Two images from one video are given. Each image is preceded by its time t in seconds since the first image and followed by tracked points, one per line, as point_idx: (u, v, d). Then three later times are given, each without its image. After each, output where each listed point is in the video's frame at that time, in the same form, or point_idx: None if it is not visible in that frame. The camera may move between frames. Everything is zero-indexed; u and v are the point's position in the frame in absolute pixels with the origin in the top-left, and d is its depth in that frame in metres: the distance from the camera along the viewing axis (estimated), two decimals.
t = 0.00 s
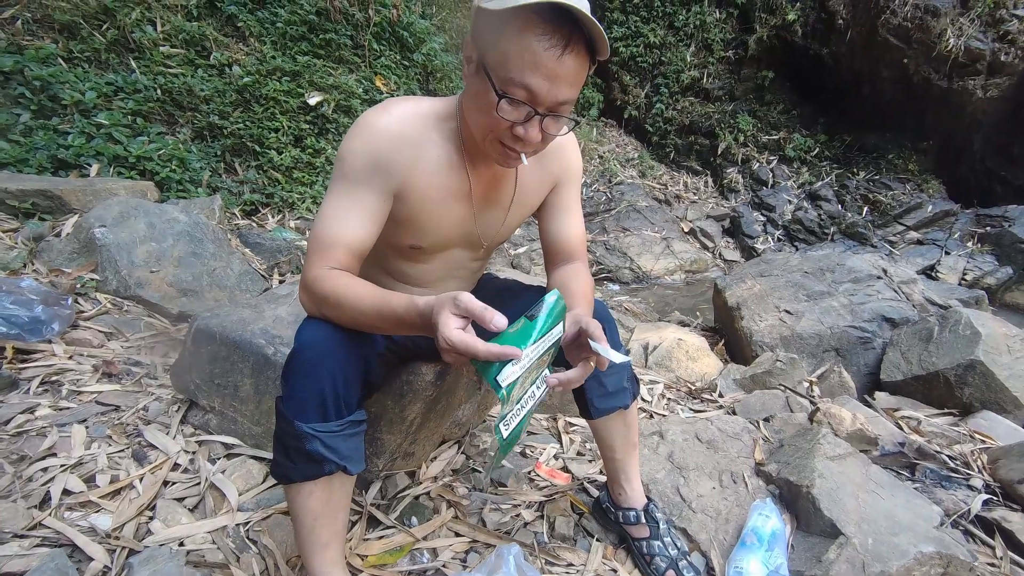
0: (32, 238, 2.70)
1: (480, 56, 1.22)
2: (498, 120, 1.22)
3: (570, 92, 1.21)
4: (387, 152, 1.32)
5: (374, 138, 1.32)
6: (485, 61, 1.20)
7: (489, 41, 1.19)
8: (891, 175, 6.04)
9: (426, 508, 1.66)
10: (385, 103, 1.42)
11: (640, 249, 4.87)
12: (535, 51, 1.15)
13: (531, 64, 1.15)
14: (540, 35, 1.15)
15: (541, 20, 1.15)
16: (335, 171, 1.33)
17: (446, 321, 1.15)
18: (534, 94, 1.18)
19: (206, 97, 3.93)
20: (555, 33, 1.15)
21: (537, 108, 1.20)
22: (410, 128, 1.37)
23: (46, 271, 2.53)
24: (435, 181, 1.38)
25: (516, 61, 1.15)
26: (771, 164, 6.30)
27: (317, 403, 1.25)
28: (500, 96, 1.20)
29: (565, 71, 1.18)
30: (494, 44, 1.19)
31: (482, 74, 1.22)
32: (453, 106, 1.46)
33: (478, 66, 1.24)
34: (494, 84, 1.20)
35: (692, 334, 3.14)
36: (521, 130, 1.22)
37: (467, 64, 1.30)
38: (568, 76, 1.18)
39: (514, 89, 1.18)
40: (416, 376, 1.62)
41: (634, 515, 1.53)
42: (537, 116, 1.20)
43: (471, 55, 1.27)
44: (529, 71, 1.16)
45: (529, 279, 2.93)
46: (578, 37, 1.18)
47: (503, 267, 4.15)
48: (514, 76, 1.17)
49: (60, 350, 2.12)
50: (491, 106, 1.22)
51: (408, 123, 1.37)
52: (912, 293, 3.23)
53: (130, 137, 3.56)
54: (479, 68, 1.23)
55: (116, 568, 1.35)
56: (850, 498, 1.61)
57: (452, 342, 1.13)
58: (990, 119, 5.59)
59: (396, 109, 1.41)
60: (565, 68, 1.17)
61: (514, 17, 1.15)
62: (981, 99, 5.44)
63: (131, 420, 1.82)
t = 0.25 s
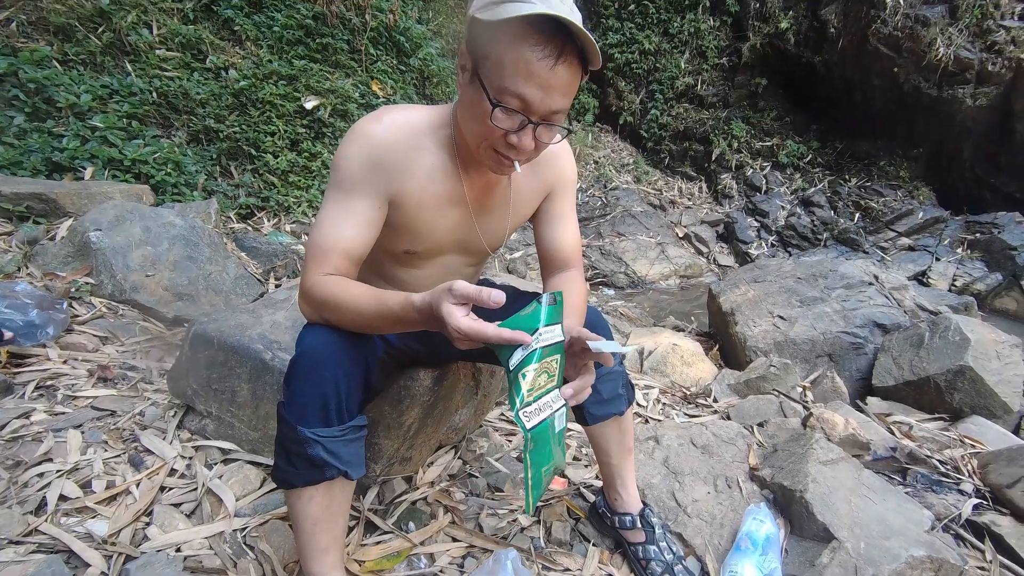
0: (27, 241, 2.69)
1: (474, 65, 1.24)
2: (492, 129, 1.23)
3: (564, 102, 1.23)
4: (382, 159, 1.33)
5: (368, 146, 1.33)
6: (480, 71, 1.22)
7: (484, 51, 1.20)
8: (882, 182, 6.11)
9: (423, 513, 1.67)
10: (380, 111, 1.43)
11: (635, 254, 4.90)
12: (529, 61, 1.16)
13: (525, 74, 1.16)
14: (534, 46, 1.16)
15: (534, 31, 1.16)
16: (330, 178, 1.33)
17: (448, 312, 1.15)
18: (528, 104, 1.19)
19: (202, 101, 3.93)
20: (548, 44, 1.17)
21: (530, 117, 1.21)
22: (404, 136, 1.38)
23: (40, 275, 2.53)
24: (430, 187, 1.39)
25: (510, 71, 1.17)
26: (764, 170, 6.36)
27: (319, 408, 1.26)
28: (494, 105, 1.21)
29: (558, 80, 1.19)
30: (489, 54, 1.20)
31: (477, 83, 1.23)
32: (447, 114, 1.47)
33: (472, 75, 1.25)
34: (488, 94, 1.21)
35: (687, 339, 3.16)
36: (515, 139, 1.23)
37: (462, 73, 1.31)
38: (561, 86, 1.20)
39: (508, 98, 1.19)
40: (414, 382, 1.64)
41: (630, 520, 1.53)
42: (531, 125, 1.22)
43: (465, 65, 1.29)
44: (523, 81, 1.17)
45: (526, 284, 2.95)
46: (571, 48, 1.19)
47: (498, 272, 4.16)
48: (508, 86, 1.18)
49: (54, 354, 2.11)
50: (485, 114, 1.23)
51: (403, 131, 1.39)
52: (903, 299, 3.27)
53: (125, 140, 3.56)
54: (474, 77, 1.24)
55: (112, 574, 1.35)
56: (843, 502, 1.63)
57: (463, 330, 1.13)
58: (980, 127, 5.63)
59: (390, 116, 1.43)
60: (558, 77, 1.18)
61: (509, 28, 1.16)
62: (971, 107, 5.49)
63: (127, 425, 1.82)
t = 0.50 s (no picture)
0: (27, 248, 2.70)
1: (477, 82, 1.26)
2: (494, 143, 1.25)
3: (564, 118, 1.25)
4: (384, 173, 1.34)
5: (372, 160, 1.35)
6: (482, 87, 1.24)
7: (487, 69, 1.22)
8: (877, 194, 6.17)
9: (422, 523, 1.67)
10: (383, 126, 1.46)
11: (632, 264, 4.93)
12: (531, 78, 1.18)
13: (527, 91, 1.19)
14: (536, 64, 1.19)
15: (537, 50, 1.19)
16: (333, 191, 1.35)
17: (449, 323, 1.15)
18: (529, 119, 1.21)
19: (203, 109, 3.95)
20: (550, 62, 1.19)
21: (532, 132, 1.23)
22: (406, 150, 1.40)
23: (39, 282, 2.53)
24: (431, 200, 1.41)
25: (512, 88, 1.19)
26: (760, 181, 6.41)
27: (321, 418, 1.27)
28: (497, 121, 1.23)
29: (559, 97, 1.21)
30: (492, 72, 1.23)
31: (479, 98, 1.26)
32: (450, 130, 1.49)
33: (475, 91, 1.27)
34: (491, 110, 1.23)
35: (685, 349, 3.18)
36: (517, 154, 1.25)
37: (464, 90, 1.33)
38: (562, 102, 1.22)
39: (510, 114, 1.21)
40: (414, 391, 1.65)
41: (629, 530, 1.54)
42: (532, 140, 1.23)
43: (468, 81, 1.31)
44: (525, 97, 1.19)
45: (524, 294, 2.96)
46: (572, 67, 1.22)
47: (497, 281, 4.18)
48: (510, 102, 1.20)
49: (52, 361, 2.12)
50: (487, 130, 1.25)
51: (405, 145, 1.41)
52: (898, 310, 3.29)
53: (126, 148, 3.57)
54: (476, 93, 1.26)
55: None
56: (840, 513, 1.64)
57: (467, 340, 1.14)
58: (973, 141, 5.71)
59: (392, 131, 1.45)
60: (560, 94, 1.21)
61: (511, 47, 1.19)
62: (964, 121, 5.58)
63: (126, 433, 1.82)
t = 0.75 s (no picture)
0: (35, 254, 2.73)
1: (485, 91, 1.28)
2: (501, 150, 1.26)
3: (571, 126, 1.26)
4: (393, 181, 1.36)
5: (380, 168, 1.37)
6: (490, 96, 1.26)
7: (495, 78, 1.24)
8: (879, 199, 6.18)
9: (427, 528, 1.68)
10: (391, 134, 1.48)
11: (634, 268, 4.94)
12: (538, 87, 1.20)
13: (535, 99, 1.20)
14: (543, 73, 1.21)
15: (543, 59, 1.21)
16: (342, 199, 1.36)
17: (459, 329, 1.18)
18: (536, 127, 1.23)
19: (208, 116, 3.98)
20: (557, 72, 1.22)
21: (539, 139, 1.24)
22: (415, 159, 1.41)
23: (46, 288, 2.57)
24: (439, 208, 1.43)
25: (520, 96, 1.21)
26: (762, 187, 6.43)
27: (327, 423, 1.28)
28: (504, 129, 1.24)
29: (566, 105, 1.23)
30: (500, 81, 1.25)
31: (487, 107, 1.27)
32: (457, 138, 1.51)
33: (483, 100, 1.29)
34: (498, 118, 1.25)
35: (687, 354, 3.19)
36: (524, 160, 1.26)
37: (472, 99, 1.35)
38: (568, 111, 1.24)
39: (518, 121, 1.23)
40: (419, 397, 1.66)
41: (633, 535, 1.55)
42: (539, 146, 1.25)
43: (476, 91, 1.33)
44: (532, 105, 1.21)
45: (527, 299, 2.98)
46: (578, 76, 1.24)
47: (500, 286, 4.19)
48: (518, 110, 1.22)
49: (59, 366, 2.14)
50: (495, 137, 1.26)
51: (413, 154, 1.42)
52: (900, 315, 3.30)
53: (132, 154, 3.61)
54: (484, 102, 1.28)
55: None
56: (843, 519, 1.64)
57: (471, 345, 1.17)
58: (974, 146, 5.75)
59: (400, 140, 1.46)
60: (566, 103, 1.23)
61: (520, 57, 1.21)
62: (965, 126, 5.61)
63: (134, 438, 1.84)
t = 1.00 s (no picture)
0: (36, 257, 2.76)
1: (489, 98, 1.30)
2: (506, 154, 1.28)
3: (574, 129, 1.28)
4: (399, 188, 1.38)
5: (386, 176, 1.39)
6: (494, 101, 1.28)
7: (499, 84, 1.26)
8: (876, 205, 6.21)
9: (427, 532, 1.69)
10: (396, 143, 1.50)
11: (633, 273, 4.96)
12: (542, 92, 1.22)
13: (539, 103, 1.22)
14: (546, 78, 1.23)
15: (546, 64, 1.23)
16: (347, 206, 1.38)
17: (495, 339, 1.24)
18: (541, 130, 1.24)
19: (209, 120, 4.00)
20: (560, 77, 1.24)
21: (543, 143, 1.26)
22: (420, 165, 1.43)
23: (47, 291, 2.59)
24: (443, 213, 1.44)
25: (524, 101, 1.23)
26: (761, 192, 6.46)
27: (327, 429, 1.29)
28: (508, 133, 1.26)
29: (569, 109, 1.25)
30: (504, 87, 1.27)
31: (491, 113, 1.29)
32: (461, 146, 1.53)
33: (487, 107, 1.31)
34: (503, 123, 1.26)
35: (686, 359, 3.20)
36: (528, 164, 1.28)
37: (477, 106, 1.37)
38: (572, 115, 1.26)
39: (522, 125, 1.25)
40: (419, 401, 1.66)
41: (632, 540, 1.56)
42: (544, 149, 1.26)
43: (480, 98, 1.35)
44: (536, 109, 1.22)
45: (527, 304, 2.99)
46: (581, 80, 1.26)
47: (499, 291, 4.21)
48: (522, 115, 1.23)
49: (60, 370, 2.16)
50: (499, 141, 1.28)
51: (418, 161, 1.44)
52: (898, 321, 3.32)
53: (133, 158, 3.62)
54: (488, 109, 1.30)
55: None
56: (840, 524, 1.65)
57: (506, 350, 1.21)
58: (971, 152, 5.78)
59: (405, 147, 1.48)
60: (569, 106, 1.24)
61: (523, 63, 1.23)
62: (962, 133, 5.63)
63: (135, 442, 1.84)
